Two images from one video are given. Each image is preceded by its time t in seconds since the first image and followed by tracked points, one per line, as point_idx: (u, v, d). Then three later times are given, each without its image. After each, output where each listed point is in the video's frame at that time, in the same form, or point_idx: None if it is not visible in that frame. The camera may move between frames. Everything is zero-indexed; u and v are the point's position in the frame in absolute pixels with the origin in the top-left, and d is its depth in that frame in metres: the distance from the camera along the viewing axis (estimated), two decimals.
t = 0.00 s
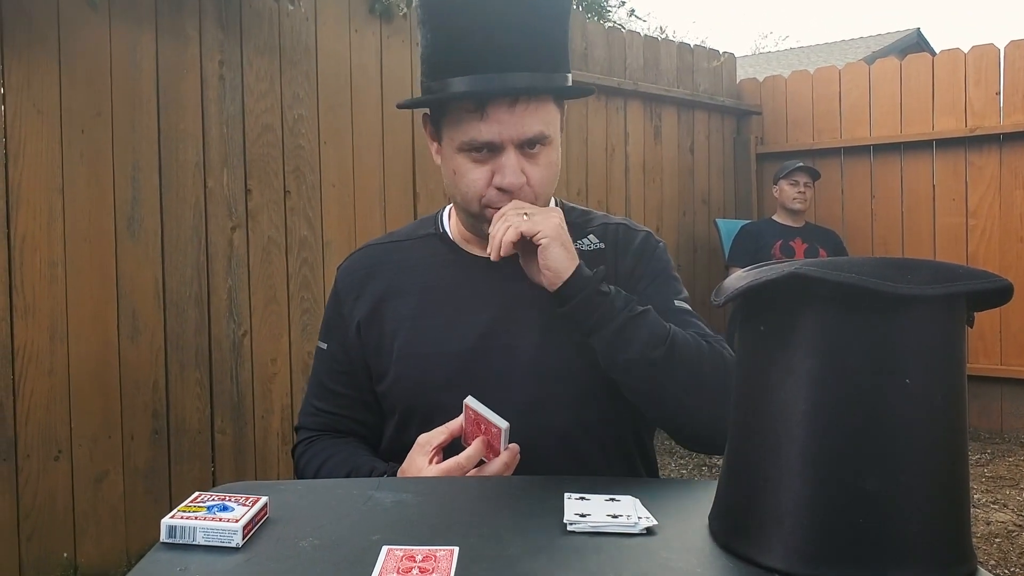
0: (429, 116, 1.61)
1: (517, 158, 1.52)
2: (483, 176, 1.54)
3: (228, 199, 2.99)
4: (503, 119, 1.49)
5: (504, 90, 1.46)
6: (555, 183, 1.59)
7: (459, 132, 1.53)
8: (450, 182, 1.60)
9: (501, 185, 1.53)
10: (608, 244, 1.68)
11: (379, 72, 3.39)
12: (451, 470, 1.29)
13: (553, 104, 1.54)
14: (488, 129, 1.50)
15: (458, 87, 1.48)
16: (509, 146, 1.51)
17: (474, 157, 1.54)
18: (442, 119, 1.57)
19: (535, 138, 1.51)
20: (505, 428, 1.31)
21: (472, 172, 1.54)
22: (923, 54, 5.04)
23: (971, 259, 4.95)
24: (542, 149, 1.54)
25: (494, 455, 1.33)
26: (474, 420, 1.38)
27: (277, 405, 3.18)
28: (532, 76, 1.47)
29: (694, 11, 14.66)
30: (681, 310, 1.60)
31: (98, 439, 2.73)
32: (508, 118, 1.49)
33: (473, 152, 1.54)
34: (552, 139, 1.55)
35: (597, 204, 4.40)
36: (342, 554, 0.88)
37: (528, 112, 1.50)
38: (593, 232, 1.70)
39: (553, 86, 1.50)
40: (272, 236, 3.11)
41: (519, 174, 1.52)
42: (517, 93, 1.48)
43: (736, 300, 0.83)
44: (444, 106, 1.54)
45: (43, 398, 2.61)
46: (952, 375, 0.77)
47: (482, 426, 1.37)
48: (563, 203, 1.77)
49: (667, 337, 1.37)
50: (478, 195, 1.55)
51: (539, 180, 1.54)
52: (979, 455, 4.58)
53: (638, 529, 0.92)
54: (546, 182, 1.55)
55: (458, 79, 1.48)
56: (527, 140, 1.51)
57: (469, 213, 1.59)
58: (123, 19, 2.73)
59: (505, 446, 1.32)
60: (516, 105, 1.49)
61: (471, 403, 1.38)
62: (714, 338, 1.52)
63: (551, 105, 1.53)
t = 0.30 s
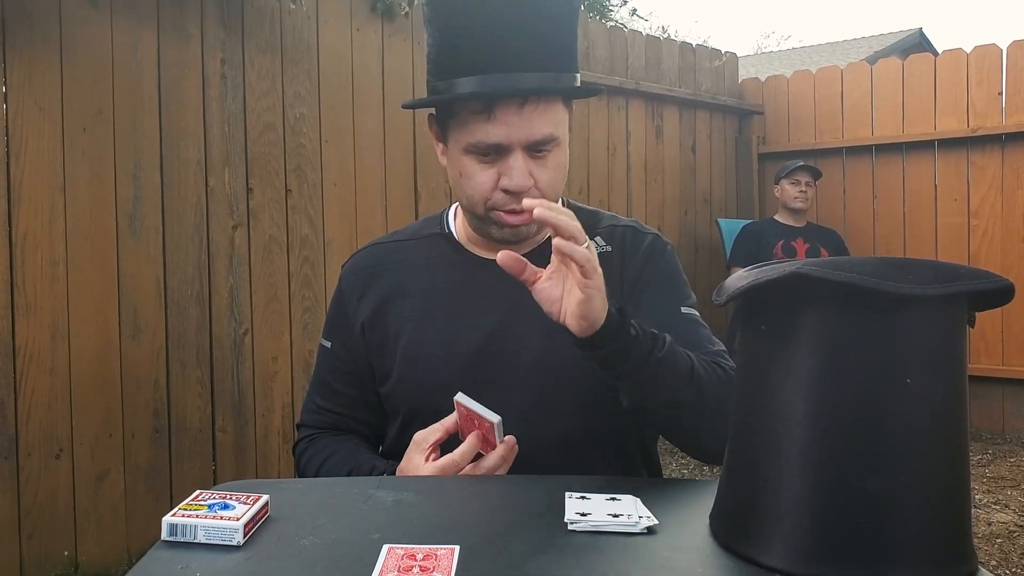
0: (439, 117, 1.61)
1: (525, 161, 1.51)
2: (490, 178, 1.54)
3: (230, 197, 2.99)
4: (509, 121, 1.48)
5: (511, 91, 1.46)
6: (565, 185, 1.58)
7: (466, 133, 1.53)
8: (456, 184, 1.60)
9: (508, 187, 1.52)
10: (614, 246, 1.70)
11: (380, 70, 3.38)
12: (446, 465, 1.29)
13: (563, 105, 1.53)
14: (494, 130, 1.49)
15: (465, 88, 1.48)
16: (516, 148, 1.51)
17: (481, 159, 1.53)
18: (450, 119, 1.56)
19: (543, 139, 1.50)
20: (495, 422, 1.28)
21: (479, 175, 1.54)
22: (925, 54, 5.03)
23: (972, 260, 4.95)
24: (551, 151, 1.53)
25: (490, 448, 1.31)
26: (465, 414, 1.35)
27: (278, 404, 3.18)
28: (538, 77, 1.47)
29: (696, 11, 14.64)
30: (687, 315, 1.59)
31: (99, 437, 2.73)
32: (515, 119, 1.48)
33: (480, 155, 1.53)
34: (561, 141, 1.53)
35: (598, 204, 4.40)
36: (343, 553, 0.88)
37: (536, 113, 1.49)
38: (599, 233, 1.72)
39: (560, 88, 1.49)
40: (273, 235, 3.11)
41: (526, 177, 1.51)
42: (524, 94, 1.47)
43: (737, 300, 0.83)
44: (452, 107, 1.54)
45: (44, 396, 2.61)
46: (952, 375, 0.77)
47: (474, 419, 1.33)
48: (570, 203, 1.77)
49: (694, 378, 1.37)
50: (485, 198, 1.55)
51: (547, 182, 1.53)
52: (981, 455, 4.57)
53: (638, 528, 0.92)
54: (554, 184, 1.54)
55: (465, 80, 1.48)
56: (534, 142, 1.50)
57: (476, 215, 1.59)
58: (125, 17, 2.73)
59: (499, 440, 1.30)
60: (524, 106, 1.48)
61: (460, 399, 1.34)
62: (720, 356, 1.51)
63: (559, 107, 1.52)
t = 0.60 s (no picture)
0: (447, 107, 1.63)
1: (524, 148, 1.51)
2: (488, 164, 1.53)
3: (231, 194, 2.98)
4: (511, 107, 1.50)
5: (514, 75, 1.47)
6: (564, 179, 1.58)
7: (469, 119, 1.54)
8: (460, 171, 1.60)
9: (506, 172, 1.52)
10: (629, 251, 1.69)
11: (382, 67, 3.38)
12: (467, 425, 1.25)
13: (565, 98, 1.54)
14: (495, 115, 1.50)
15: (471, 70, 1.49)
16: (515, 136, 1.51)
17: (482, 145, 1.53)
18: (456, 107, 1.58)
19: (544, 129, 1.51)
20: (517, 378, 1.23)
21: (479, 160, 1.54)
22: (927, 52, 5.03)
23: (974, 258, 4.94)
24: (551, 141, 1.53)
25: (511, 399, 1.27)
26: (478, 371, 1.28)
27: (279, 401, 3.17)
28: (541, 65, 1.48)
29: (698, 8, 14.61)
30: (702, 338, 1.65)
31: (100, 434, 2.74)
32: (516, 105, 1.50)
33: (481, 140, 1.53)
34: (563, 133, 1.54)
35: (600, 201, 4.39)
36: (343, 550, 0.88)
37: (536, 101, 1.50)
38: (613, 234, 1.71)
39: (562, 78, 1.50)
40: (275, 232, 3.10)
41: (524, 164, 1.51)
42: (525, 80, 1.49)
43: (739, 297, 0.83)
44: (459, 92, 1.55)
45: (45, 393, 2.62)
46: (954, 373, 0.77)
47: (489, 374, 1.27)
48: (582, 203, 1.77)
49: (695, 431, 1.49)
50: (483, 183, 1.54)
51: (545, 172, 1.53)
52: (982, 453, 4.57)
53: (639, 526, 0.92)
54: (553, 175, 1.54)
55: (472, 63, 1.50)
56: (535, 130, 1.51)
57: (476, 202, 1.58)
58: (125, 14, 2.73)
59: (519, 391, 1.26)
60: (524, 93, 1.50)
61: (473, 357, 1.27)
62: (727, 384, 1.61)
63: (563, 98, 1.53)
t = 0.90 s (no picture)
0: (477, 99, 1.66)
1: (549, 134, 1.53)
2: (515, 149, 1.54)
3: (233, 192, 2.98)
4: (538, 91, 1.52)
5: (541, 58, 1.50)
6: (586, 170, 1.58)
7: (497, 105, 1.56)
8: (486, 162, 1.62)
9: (531, 156, 1.52)
10: (644, 248, 1.71)
11: (384, 65, 3.37)
12: (500, 379, 1.24)
13: (591, 89, 1.57)
14: (522, 99, 1.53)
15: (498, 54, 1.53)
16: (540, 120, 1.53)
17: (508, 130, 1.55)
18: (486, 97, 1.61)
19: (568, 115, 1.53)
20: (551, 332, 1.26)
21: (505, 146, 1.55)
22: (930, 50, 5.03)
23: (976, 256, 4.94)
24: (576, 130, 1.55)
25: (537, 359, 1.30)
26: (509, 331, 1.29)
27: (281, 399, 3.17)
28: (568, 51, 1.52)
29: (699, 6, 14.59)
30: (710, 335, 1.65)
31: (102, 431, 2.74)
32: (543, 90, 1.52)
33: (508, 126, 1.56)
34: (586, 121, 1.56)
35: (602, 199, 4.39)
36: (346, 548, 0.88)
37: (563, 87, 1.53)
38: (629, 232, 1.73)
39: (588, 65, 1.54)
40: (276, 229, 3.10)
41: (549, 148, 1.52)
42: (553, 67, 1.52)
43: (742, 295, 0.83)
44: (488, 80, 1.59)
45: (48, 390, 2.63)
46: (956, 372, 0.76)
47: (518, 334, 1.29)
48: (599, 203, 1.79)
49: (708, 414, 1.49)
50: (509, 168, 1.55)
51: (568, 159, 1.54)
52: (984, 451, 4.57)
53: (641, 524, 0.92)
54: (576, 163, 1.55)
55: (502, 49, 1.54)
56: (560, 116, 1.53)
57: (501, 190, 1.58)
58: (127, 13, 2.73)
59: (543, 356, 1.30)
60: (552, 79, 1.53)
61: (503, 315, 1.28)
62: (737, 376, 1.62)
63: (586, 87, 1.56)
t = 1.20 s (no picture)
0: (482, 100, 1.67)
1: (552, 131, 1.53)
2: (518, 146, 1.54)
3: (235, 190, 2.98)
4: (541, 87, 1.53)
5: (546, 56, 1.51)
6: (590, 168, 1.58)
7: (501, 104, 1.57)
8: (489, 161, 1.61)
9: (534, 153, 1.52)
10: (651, 242, 1.71)
11: (386, 63, 3.37)
12: (484, 335, 1.23)
13: (594, 88, 1.58)
14: (526, 96, 1.53)
15: (504, 52, 1.54)
16: (544, 118, 1.53)
17: (512, 128, 1.55)
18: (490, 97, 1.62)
19: (571, 112, 1.53)
20: (525, 279, 1.27)
21: (508, 144, 1.55)
22: (932, 47, 5.03)
23: (978, 253, 4.94)
24: (579, 127, 1.55)
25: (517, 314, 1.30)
26: (485, 288, 1.30)
27: (283, 397, 3.17)
28: (571, 48, 1.53)
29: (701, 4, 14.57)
30: (719, 334, 1.66)
31: (104, 430, 2.75)
32: (546, 87, 1.53)
33: (512, 124, 1.55)
34: (589, 120, 1.56)
35: (604, 197, 4.39)
36: (349, 545, 0.88)
37: (566, 84, 1.54)
38: (637, 227, 1.73)
39: (593, 64, 1.55)
40: (278, 227, 3.10)
41: (552, 144, 1.52)
42: (557, 64, 1.53)
43: (743, 293, 0.83)
44: (493, 79, 1.60)
45: (51, 388, 2.64)
46: (958, 369, 0.77)
47: (495, 290, 1.30)
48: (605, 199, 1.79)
49: (699, 455, 1.50)
50: (512, 165, 1.55)
51: (571, 156, 1.53)
52: (986, 449, 4.57)
53: (643, 521, 0.92)
54: (579, 160, 1.54)
55: (508, 47, 1.55)
56: (563, 114, 1.53)
57: (504, 188, 1.57)
58: (129, 11, 2.74)
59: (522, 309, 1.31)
60: (555, 77, 1.53)
61: (477, 273, 1.29)
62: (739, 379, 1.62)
63: (590, 86, 1.57)
